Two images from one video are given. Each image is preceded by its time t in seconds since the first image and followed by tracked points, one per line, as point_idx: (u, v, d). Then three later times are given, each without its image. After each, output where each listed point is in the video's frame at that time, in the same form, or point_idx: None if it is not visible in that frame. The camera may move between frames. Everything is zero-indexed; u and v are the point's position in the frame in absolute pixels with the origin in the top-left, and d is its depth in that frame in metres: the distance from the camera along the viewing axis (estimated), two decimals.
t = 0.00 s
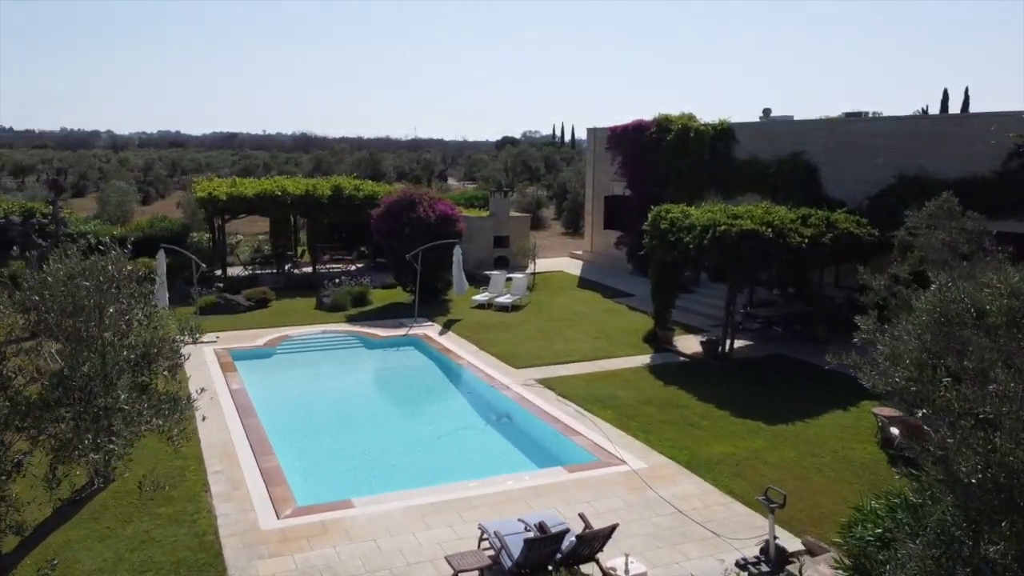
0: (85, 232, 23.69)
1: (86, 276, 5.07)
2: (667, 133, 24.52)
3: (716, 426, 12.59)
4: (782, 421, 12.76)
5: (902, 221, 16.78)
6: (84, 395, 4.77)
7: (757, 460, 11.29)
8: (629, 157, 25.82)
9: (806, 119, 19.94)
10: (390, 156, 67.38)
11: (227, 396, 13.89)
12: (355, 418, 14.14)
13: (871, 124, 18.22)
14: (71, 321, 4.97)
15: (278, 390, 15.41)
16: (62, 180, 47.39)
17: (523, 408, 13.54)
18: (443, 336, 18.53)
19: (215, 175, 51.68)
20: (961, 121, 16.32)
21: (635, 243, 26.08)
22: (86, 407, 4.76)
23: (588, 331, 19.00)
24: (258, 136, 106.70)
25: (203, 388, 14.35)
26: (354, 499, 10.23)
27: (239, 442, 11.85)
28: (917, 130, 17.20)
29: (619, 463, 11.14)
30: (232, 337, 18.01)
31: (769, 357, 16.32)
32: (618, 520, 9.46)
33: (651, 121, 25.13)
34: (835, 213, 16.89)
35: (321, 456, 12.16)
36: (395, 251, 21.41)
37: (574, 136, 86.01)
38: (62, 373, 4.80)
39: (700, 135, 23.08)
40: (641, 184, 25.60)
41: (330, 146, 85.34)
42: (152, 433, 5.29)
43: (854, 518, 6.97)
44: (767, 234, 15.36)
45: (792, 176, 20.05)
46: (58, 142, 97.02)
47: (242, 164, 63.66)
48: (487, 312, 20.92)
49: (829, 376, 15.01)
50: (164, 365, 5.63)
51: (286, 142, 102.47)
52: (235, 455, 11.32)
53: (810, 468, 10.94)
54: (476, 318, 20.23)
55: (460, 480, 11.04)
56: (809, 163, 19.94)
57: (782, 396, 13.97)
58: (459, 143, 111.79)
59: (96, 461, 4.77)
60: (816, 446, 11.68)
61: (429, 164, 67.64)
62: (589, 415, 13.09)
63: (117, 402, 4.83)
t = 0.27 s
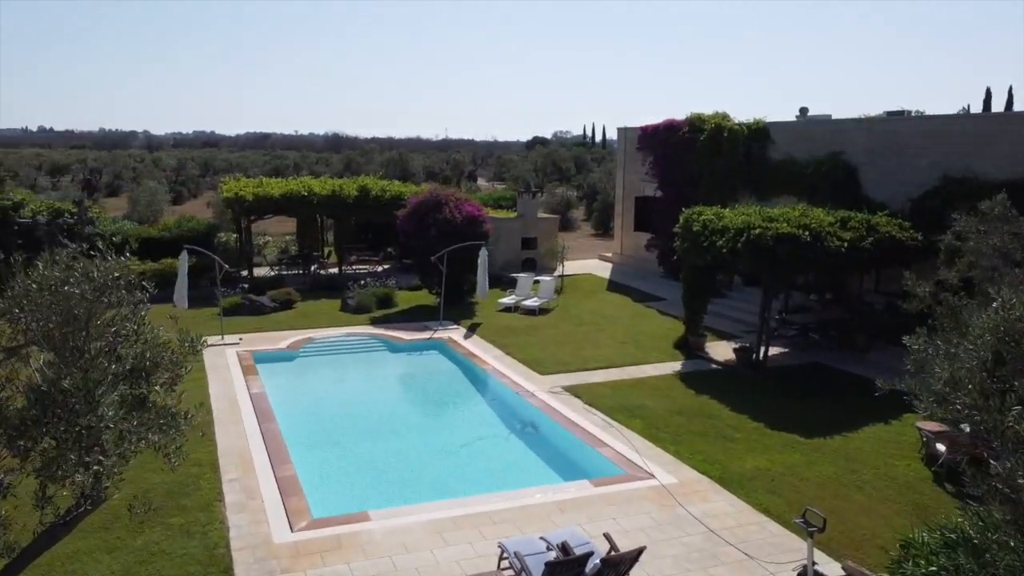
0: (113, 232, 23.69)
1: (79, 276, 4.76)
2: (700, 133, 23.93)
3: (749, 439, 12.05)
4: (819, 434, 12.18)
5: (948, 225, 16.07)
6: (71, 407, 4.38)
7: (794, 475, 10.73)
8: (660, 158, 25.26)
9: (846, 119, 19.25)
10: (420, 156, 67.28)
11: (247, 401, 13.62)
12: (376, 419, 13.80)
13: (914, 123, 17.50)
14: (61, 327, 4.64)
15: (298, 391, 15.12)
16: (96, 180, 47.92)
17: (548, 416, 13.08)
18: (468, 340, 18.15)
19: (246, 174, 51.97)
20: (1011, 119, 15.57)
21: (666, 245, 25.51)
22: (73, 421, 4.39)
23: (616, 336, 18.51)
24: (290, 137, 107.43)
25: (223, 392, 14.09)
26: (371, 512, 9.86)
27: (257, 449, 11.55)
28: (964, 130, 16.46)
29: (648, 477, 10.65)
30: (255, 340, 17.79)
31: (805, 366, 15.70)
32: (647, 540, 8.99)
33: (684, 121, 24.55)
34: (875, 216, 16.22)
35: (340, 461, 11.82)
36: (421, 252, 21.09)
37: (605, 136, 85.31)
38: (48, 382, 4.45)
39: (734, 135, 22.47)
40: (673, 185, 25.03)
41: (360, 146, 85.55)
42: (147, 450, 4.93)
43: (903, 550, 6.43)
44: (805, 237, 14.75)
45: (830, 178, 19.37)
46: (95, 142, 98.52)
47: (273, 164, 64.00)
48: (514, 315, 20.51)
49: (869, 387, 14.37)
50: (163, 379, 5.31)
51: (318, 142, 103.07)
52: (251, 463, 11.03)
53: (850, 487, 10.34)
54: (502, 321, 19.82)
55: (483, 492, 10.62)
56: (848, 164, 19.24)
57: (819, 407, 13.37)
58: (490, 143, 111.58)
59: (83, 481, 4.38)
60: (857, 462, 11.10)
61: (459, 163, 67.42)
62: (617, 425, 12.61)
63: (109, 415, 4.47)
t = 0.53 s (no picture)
0: (144, 232, 23.74)
1: (68, 285, 4.69)
2: (737, 134, 23.30)
3: (787, 453, 11.49)
4: (862, 449, 11.57)
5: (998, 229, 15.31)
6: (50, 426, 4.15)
7: (835, 493, 10.16)
8: (695, 158, 24.65)
9: (889, 118, 18.53)
10: (452, 156, 67.12)
11: (269, 406, 13.37)
12: (398, 424, 13.46)
13: (963, 123, 16.74)
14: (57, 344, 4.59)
15: (321, 394, 14.84)
16: (132, 180, 48.47)
17: (576, 426, 12.63)
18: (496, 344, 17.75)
19: (280, 175, 52.25)
20: None
21: (701, 248, 24.89)
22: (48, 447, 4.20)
23: (648, 342, 17.99)
24: (324, 137, 108.14)
25: (246, 396, 13.86)
26: (390, 525, 9.49)
27: (276, 457, 11.26)
28: (1017, 130, 15.68)
29: (679, 493, 10.16)
30: (280, 342, 17.58)
31: (846, 376, 15.06)
32: (678, 561, 8.51)
33: (720, 121, 23.92)
34: (921, 220, 15.52)
35: (360, 469, 11.49)
36: (448, 254, 20.74)
37: (639, 136, 84.45)
38: (35, 400, 4.33)
39: (772, 136, 21.82)
40: (708, 187, 24.42)
41: (394, 147, 85.72)
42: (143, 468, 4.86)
43: None
44: (847, 242, 14.12)
45: (872, 180, 18.66)
46: (133, 142, 99.94)
47: (306, 164, 64.31)
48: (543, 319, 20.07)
49: (913, 399, 13.70)
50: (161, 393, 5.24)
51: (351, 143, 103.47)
52: (269, 471, 10.73)
53: (895, 507, 9.75)
54: (531, 324, 19.40)
55: (507, 506, 10.21)
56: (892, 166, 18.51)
57: (861, 420, 12.75)
58: (524, 143, 111.28)
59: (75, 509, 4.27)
60: (902, 480, 10.49)
61: (491, 164, 67.13)
62: (648, 437, 12.12)
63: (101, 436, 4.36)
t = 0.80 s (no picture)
0: (175, 232, 23.76)
1: (46, 301, 4.45)
2: (775, 133, 22.60)
3: (828, 470, 10.89)
4: (908, 466, 10.94)
5: None
6: (24, 454, 4.10)
7: (880, 514, 9.56)
8: (732, 159, 24.00)
9: (938, 117, 17.74)
10: (486, 156, 66.87)
11: (292, 411, 13.10)
12: (422, 431, 13.10)
13: (1017, 122, 15.93)
14: (40, 358, 4.40)
15: (345, 399, 14.54)
16: (169, 180, 48.94)
17: (607, 437, 12.15)
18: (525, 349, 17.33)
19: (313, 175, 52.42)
20: None
21: (737, 251, 24.22)
22: (20, 473, 4.06)
23: (682, 348, 17.42)
24: (359, 138, 108.70)
25: (269, 401, 13.59)
26: (409, 541, 9.10)
27: (296, 465, 10.96)
28: None
29: (714, 512, 9.64)
30: (306, 345, 17.34)
31: (890, 387, 14.37)
32: None
33: (758, 120, 23.23)
34: (971, 224, 14.77)
35: (382, 479, 11.13)
36: (477, 256, 20.36)
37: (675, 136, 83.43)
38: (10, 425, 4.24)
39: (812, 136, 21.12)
40: (745, 188, 23.75)
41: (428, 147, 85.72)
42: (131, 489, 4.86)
43: None
44: (893, 247, 13.46)
45: (919, 182, 17.88)
46: (171, 142, 101.25)
47: (340, 165, 64.51)
48: (575, 323, 19.60)
49: (963, 413, 12.99)
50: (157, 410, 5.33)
51: (386, 143, 103.76)
52: (288, 480, 10.41)
53: (945, 531, 9.14)
54: (562, 329, 18.94)
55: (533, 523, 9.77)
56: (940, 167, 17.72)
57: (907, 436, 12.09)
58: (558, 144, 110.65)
59: (56, 540, 4.29)
60: (953, 502, 9.86)
61: (525, 164, 66.73)
62: (681, 450, 11.60)
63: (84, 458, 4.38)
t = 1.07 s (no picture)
0: (204, 232, 23.70)
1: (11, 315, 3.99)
2: (816, 134, 21.86)
3: (871, 490, 10.27)
4: (956, 487, 10.28)
5: None
6: None
7: (927, 540, 8.94)
8: (770, 160, 23.28)
9: (988, 116, 16.92)
10: (520, 156, 66.45)
11: (312, 418, 12.80)
12: (445, 439, 12.70)
13: None
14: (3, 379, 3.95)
15: (368, 404, 14.22)
16: (204, 179, 49.28)
17: (636, 449, 11.64)
18: (554, 354, 16.86)
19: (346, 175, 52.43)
20: None
21: (775, 255, 23.48)
22: None
23: (716, 355, 16.83)
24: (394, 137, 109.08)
25: (290, 406, 13.31)
26: (424, 560, 8.70)
27: (312, 476, 10.62)
28: None
29: (747, 534, 9.10)
30: (331, 348, 17.07)
31: (936, 400, 13.66)
32: None
33: (797, 120, 22.50)
34: None
35: (400, 491, 10.77)
36: (506, 258, 19.94)
37: (712, 136, 82.33)
38: None
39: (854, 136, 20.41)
40: (783, 190, 23.01)
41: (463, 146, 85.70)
42: (111, 518, 4.41)
43: None
44: (941, 253, 12.75)
45: (968, 184, 17.06)
46: (210, 142, 102.52)
47: (374, 164, 64.54)
48: (606, 328, 19.08)
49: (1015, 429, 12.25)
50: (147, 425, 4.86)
51: (421, 143, 103.94)
52: (303, 492, 10.11)
53: (998, 560, 8.50)
54: (593, 334, 18.43)
55: (556, 542, 9.32)
56: (991, 168, 16.88)
57: (955, 453, 11.41)
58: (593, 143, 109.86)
59: None
60: (1007, 527, 9.19)
61: (559, 164, 66.21)
62: (714, 465, 11.06)
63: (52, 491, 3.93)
